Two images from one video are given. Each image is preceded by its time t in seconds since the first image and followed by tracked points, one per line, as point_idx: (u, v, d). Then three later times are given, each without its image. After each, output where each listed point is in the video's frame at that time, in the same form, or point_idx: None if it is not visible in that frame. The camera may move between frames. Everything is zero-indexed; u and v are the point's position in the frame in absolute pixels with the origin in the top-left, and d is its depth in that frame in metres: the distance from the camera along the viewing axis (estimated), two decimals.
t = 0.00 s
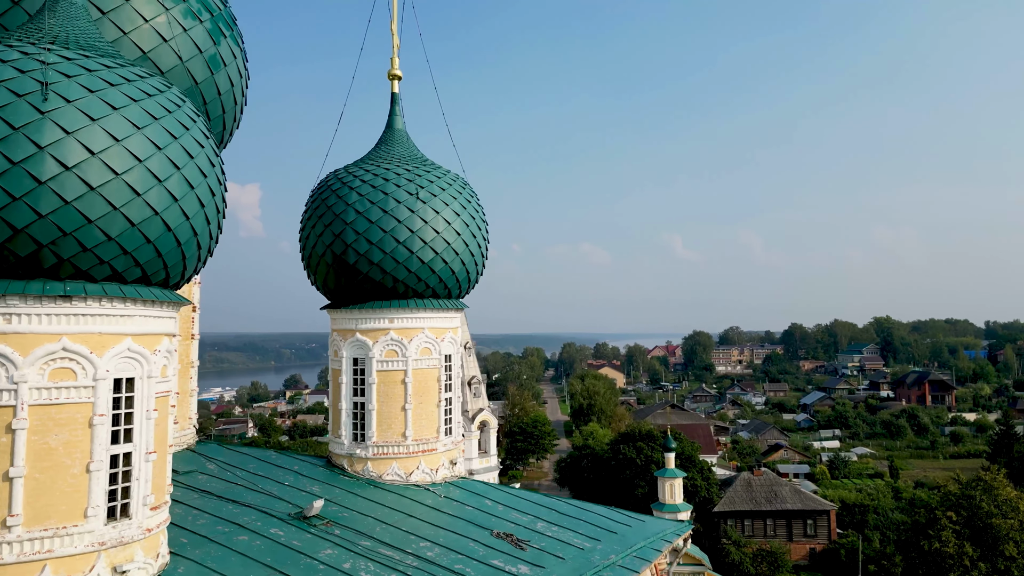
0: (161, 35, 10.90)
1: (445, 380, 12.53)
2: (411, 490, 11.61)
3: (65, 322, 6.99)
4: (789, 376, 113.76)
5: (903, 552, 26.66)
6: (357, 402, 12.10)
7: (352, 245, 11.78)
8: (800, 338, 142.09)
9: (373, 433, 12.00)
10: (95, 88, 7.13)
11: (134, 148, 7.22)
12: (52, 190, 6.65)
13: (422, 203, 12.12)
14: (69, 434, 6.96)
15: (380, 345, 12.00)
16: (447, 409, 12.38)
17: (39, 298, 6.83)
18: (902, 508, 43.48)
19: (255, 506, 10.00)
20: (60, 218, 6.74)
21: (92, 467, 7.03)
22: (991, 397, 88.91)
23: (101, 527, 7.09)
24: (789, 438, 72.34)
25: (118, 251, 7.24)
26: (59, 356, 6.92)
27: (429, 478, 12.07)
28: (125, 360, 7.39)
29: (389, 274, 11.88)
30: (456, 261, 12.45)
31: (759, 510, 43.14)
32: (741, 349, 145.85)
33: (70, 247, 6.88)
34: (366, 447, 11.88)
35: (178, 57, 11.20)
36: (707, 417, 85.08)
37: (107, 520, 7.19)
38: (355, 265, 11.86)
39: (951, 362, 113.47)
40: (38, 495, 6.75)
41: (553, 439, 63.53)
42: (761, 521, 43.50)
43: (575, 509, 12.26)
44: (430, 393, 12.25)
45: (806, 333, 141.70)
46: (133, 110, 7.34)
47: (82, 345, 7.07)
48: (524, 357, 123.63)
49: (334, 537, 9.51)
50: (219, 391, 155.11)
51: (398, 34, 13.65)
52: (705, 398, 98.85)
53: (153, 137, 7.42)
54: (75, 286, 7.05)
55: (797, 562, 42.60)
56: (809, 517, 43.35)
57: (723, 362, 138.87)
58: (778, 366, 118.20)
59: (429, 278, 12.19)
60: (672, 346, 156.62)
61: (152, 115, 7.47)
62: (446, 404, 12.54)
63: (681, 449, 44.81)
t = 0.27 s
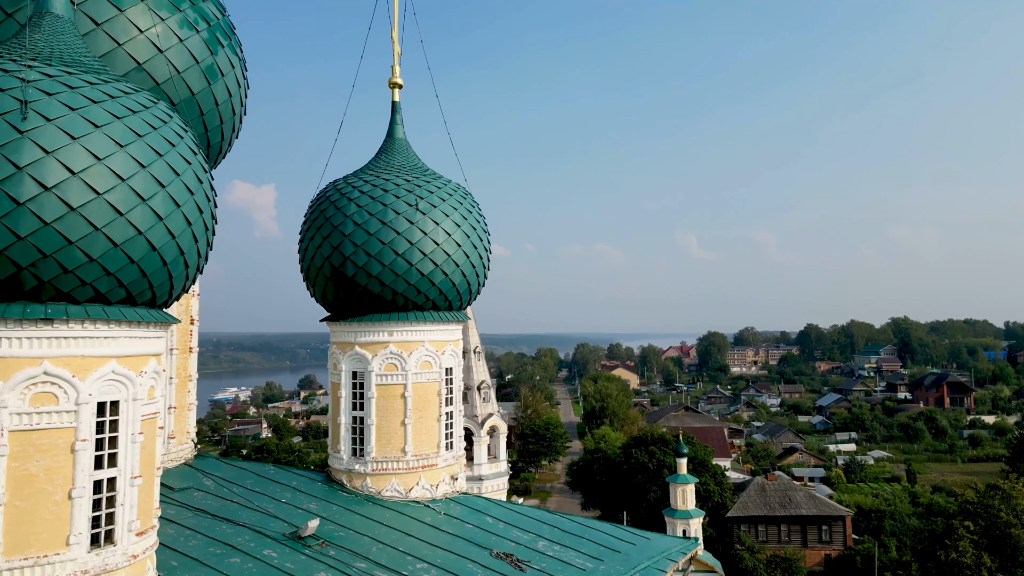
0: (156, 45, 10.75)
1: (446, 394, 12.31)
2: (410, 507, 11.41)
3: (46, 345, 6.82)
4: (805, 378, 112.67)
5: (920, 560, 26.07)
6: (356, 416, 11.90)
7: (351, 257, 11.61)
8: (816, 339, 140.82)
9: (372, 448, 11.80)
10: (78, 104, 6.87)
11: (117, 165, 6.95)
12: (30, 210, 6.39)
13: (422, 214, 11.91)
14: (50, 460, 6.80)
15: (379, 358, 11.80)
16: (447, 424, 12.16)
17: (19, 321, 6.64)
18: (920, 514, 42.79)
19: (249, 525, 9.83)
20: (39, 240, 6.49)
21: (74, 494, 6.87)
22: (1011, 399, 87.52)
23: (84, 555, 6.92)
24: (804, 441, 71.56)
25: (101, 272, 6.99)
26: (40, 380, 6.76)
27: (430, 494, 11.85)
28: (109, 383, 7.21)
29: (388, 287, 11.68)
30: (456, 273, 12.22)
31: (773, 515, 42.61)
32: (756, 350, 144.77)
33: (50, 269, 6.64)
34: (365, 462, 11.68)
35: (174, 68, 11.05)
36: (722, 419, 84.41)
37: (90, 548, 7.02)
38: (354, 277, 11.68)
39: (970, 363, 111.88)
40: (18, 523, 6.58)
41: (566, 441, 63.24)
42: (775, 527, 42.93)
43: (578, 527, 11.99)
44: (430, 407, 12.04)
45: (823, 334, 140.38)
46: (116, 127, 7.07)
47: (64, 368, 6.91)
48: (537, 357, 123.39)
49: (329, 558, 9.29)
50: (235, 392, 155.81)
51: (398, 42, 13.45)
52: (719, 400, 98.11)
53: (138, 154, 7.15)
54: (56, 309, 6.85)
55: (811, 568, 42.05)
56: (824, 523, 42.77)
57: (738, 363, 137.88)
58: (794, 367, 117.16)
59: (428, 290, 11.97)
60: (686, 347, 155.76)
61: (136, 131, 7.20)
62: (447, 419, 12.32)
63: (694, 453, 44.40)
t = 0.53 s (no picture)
0: (150, 56, 10.60)
1: (446, 409, 12.09)
2: (409, 524, 11.20)
3: (25, 370, 6.63)
4: (820, 379, 111.56)
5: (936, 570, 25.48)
6: (355, 431, 11.71)
7: (348, 270, 11.41)
8: (832, 339, 139.46)
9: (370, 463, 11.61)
10: (57, 123, 6.68)
11: (98, 185, 6.76)
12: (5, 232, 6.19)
13: (420, 226, 11.69)
14: (30, 488, 6.62)
15: (378, 373, 11.59)
16: (447, 439, 11.93)
17: None
18: (937, 520, 42.10)
19: (242, 545, 9.65)
20: (16, 263, 6.30)
21: (54, 522, 6.69)
22: None
23: None
24: (819, 444, 70.75)
25: (82, 294, 6.80)
26: (20, 406, 6.58)
27: (429, 511, 11.64)
28: (91, 408, 7.04)
29: (386, 300, 11.47)
30: (455, 285, 11.99)
31: (787, 521, 42.00)
32: (770, 350, 143.62)
33: (27, 292, 6.44)
34: (363, 478, 11.48)
35: (169, 79, 10.90)
36: (735, 421, 83.72)
37: None
38: (351, 290, 11.47)
39: (988, 364, 110.32)
40: None
41: (577, 443, 62.89)
42: (788, 533, 42.35)
43: (580, 545, 11.73)
44: (429, 422, 11.82)
45: (838, 335, 139.03)
46: (97, 146, 6.87)
47: (45, 393, 6.74)
48: (550, 358, 123.00)
49: None
50: (249, 392, 156.54)
51: (397, 49, 13.24)
52: (733, 401, 97.31)
53: (119, 173, 6.95)
54: (35, 333, 6.65)
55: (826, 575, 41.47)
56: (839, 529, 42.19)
57: (752, 364, 136.82)
58: (809, 368, 116.03)
59: (427, 303, 11.75)
60: (700, 347, 154.80)
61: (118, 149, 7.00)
62: (447, 433, 12.09)
63: (705, 458, 43.95)
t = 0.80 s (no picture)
0: (144, 68, 10.45)
1: (445, 424, 11.86)
2: (407, 542, 10.98)
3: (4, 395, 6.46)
4: (835, 381, 110.45)
5: None
6: (352, 447, 11.51)
7: (345, 283, 11.21)
8: (847, 340, 138.17)
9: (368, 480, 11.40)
10: (35, 142, 6.50)
11: (77, 206, 6.57)
12: None
13: (418, 238, 11.46)
14: (7, 517, 6.45)
15: (375, 388, 11.38)
16: (446, 455, 11.71)
17: None
18: (954, 526, 41.37)
19: (234, 565, 9.46)
20: None
21: (33, 551, 6.51)
22: None
23: None
24: (834, 447, 69.94)
25: (61, 318, 6.62)
26: None
27: (428, 528, 11.42)
28: (72, 433, 6.87)
29: (383, 313, 11.27)
30: (454, 298, 11.77)
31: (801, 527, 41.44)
32: (784, 351, 142.46)
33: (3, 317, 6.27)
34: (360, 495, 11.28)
35: (164, 90, 10.75)
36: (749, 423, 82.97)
37: None
38: (348, 303, 11.29)
39: (1007, 365, 108.77)
40: None
41: (589, 446, 62.51)
42: (802, 539, 41.74)
43: (580, 564, 11.47)
44: (428, 438, 11.60)
45: (853, 336, 137.65)
46: (77, 165, 6.69)
47: (24, 419, 6.57)
48: (562, 359, 122.59)
49: None
50: (263, 392, 157.31)
51: (396, 57, 13.02)
52: (747, 403, 96.57)
53: (99, 193, 6.76)
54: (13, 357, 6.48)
55: None
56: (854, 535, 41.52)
57: (766, 365, 135.77)
58: (824, 370, 114.98)
59: (425, 317, 11.54)
60: (713, 348, 153.80)
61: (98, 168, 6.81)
62: (446, 449, 11.87)
63: (717, 462, 43.49)
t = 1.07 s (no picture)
0: (137, 79, 10.30)
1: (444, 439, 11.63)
2: (404, 561, 10.78)
3: None
4: (850, 382, 109.35)
5: None
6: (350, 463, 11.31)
7: (341, 297, 11.01)
8: (863, 341, 136.88)
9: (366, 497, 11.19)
10: (12, 163, 6.31)
11: (54, 228, 6.38)
12: None
13: (416, 250, 11.23)
14: None
15: (373, 403, 11.18)
16: (444, 471, 11.48)
17: None
18: (970, 532, 40.69)
19: None
20: None
21: None
22: None
23: None
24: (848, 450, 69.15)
25: (38, 343, 6.44)
26: None
27: (427, 546, 11.20)
28: (52, 460, 6.70)
29: (380, 327, 11.07)
30: (453, 311, 11.53)
31: (815, 533, 40.90)
32: (799, 352, 141.27)
33: None
34: (358, 512, 11.07)
35: (158, 102, 10.59)
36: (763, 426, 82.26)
37: None
38: (345, 317, 11.09)
39: None
40: None
41: (601, 448, 62.14)
42: (816, 545, 41.21)
43: None
44: (426, 454, 11.38)
45: (869, 337, 136.31)
46: (55, 185, 6.51)
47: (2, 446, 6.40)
48: (574, 360, 122.18)
49: None
50: (277, 392, 158.02)
51: (396, 64, 12.79)
52: (761, 405, 95.78)
53: (78, 214, 6.57)
54: None
55: None
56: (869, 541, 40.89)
57: (781, 366, 134.69)
58: (839, 371, 113.94)
59: (423, 330, 11.32)
60: (726, 350, 152.75)
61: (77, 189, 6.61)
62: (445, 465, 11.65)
63: (729, 467, 43.03)
